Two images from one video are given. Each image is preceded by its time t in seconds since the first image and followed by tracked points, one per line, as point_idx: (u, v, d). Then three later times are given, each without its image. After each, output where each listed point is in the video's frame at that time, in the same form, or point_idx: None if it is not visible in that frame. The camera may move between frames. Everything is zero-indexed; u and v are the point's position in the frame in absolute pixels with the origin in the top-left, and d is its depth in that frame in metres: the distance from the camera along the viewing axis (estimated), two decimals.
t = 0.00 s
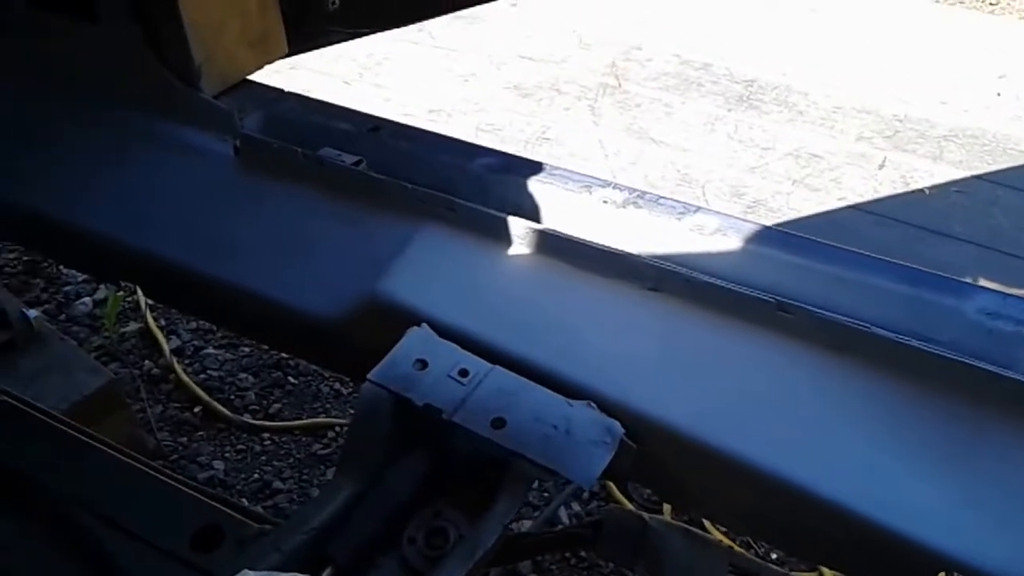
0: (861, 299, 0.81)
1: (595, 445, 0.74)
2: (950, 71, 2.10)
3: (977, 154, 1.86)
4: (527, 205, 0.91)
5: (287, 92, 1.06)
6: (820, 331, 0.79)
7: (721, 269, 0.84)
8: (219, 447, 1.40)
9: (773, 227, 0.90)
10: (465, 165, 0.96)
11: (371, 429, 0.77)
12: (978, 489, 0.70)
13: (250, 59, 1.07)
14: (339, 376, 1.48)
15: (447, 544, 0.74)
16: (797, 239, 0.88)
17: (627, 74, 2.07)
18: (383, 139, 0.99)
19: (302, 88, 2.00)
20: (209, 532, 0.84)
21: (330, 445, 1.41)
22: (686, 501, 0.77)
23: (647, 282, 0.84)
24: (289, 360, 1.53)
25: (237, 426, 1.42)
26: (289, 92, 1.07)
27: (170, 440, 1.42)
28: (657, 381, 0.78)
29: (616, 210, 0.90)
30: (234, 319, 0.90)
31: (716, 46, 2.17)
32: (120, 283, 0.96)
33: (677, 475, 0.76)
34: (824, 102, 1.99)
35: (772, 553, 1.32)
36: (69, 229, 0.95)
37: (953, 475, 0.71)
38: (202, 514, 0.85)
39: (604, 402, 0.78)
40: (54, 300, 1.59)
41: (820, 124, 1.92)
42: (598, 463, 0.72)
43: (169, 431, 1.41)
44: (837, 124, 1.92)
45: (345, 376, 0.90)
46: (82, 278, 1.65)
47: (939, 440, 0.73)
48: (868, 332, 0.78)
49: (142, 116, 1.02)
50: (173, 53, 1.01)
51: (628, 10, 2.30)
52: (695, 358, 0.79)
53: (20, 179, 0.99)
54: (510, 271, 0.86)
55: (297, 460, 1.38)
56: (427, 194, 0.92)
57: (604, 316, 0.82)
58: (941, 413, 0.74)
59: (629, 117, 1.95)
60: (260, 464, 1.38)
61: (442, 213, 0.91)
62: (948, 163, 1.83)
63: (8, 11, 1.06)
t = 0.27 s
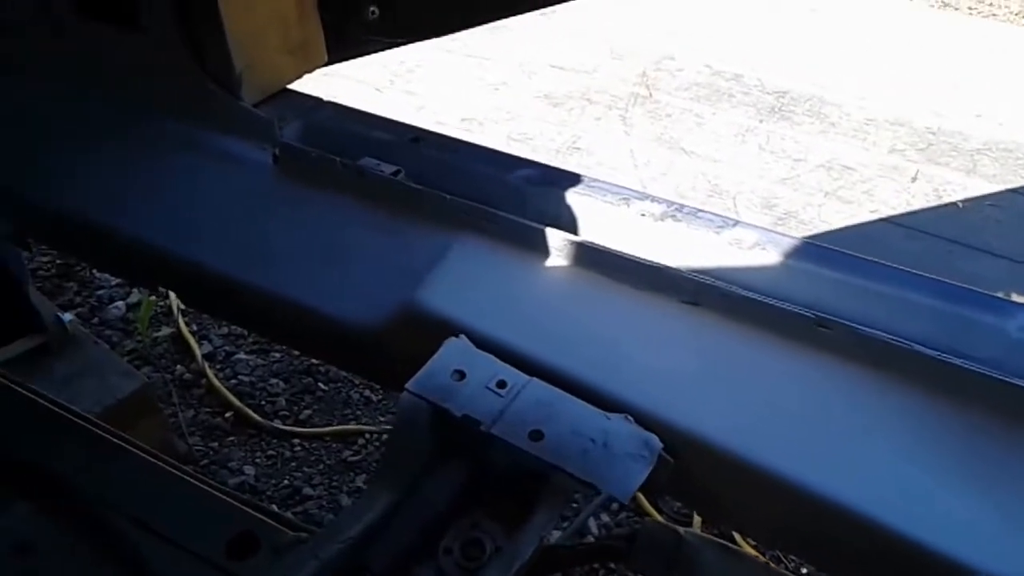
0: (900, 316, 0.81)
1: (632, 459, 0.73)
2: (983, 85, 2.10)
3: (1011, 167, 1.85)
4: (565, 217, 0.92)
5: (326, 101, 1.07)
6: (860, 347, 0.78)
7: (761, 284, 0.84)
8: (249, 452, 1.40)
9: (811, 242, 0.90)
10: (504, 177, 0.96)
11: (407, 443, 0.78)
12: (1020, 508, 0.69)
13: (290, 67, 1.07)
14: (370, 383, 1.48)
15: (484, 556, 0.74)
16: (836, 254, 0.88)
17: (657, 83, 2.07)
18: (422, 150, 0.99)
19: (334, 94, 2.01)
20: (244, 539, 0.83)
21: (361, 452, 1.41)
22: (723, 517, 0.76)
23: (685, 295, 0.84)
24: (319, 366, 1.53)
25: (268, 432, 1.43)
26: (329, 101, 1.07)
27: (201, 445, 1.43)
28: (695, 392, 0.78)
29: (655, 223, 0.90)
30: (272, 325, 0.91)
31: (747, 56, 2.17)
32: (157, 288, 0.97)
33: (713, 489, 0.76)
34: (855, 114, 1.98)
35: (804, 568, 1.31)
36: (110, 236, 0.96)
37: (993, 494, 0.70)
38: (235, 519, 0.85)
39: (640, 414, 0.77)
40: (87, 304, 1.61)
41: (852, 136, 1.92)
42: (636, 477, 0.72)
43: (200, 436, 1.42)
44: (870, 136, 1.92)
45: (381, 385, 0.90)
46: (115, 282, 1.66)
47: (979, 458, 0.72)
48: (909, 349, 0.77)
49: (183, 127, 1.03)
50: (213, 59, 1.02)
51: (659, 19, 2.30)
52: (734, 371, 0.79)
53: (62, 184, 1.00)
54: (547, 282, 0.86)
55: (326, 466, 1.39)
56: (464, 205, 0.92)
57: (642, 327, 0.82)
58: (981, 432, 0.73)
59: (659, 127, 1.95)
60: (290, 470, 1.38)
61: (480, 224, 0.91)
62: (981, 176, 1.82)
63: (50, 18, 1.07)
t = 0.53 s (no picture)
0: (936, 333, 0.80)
1: (666, 474, 0.73)
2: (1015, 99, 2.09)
3: None
4: (599, 229, 0.92)
5: (360, 110, 1.07)
6: (895, 365, 0.78)
7: (795, 299, 0.84)
8: (278, 459, 1.41)
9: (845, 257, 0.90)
10: (537, 189, 0.96)
11: (439, 453, 0.78)
12: None
13: (325, 78, 1.07)
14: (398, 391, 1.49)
15: (516, 567, 0.73)
16: (870, 270, 0.87)
17: (688, 94, 2.07)
18: (456, 160, 1.00)
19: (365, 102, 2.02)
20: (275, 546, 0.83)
21: (389, 460, 1.42)
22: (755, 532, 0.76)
23: (719, 310, 0.83)
24: (348, 373, 1.54)
25: (297, 438, 1.44)
26: (363, 111, 1.08)
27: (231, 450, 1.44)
28: (729, 408, 0.77)
29: (689, 236, 0.90)
30: (304, 332, 0.91)
31: (778, 68, 2.17)
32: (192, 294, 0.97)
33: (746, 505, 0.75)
34: (887, 128, 1.98)
35: None
36: (145, 242, 0.96)
37: None
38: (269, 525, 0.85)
39: (673, 429, 0.77)
40: (118, 308, 1.62)
41: (883, 149, 1.91)
42: (670, 492, 0.72)
43: (230, 441, 1.44)
44: (901, 149, 1.91)
45: (413, 395, 0.91)
46: (146, 287, 1.67)
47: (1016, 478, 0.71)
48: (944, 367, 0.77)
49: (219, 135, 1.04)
50: (248, 69, 1.03)
51: (690, 30, 2.30)
52: (769, 387, 0.78)
53: (97, 189, 1.01)
54: (582, 295, 0.86)
55: (354, 474, 1.40)
56: (499, 217, 0.92)
57: (676, 341, 0.82)
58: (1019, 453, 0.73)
59: (689, 137, 1.94)
60: (318, 477, 1.39)
61: (514, 235, 0.91)
62: (1014, 190, 1.80)
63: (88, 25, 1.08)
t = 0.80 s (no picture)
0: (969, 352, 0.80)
1: (697, 489, 0.74)
2: None
3: None
4: (630, 242, 0.92)
5: (394, 121, 1.08)
6: (928, 384, 0.77)
7: (826, 316, 0.83)
8: (305, 466, 1.42)
9: (876, 273, 0.89)
10: (568, 202, 0.96)
11: (469, 465, 0.79)
12: None
13: (360, 87, 1.08)
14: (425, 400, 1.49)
15: None
16: (901, 286, 0.87)
17: (716, 106, 2.07)
18: (487, 172, 1.00)
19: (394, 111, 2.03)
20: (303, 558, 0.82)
21: (415, 468, 1.42)
22: (784, 548, 0.75)
23: (750, 324, 0.83)
24: (374, 382, 1.54)
25: (324, 445, 1.45)
26: (396, 122, 1.08)
27: (257, 457, 1.45)
28: (759, 425, 0.77)
29: (720, 251, 0.90)
30: (336, 342, 0.92)
31: (807, 81, 2.17)
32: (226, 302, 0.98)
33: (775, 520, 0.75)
34: (917, 142, 1.97)
35: None
36: (178, 250, 0.98)
37: None
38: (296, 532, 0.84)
39: (704, 444, 0.77)
40: (147, 313, 1.63)
41: (911, 163, 1.91)
42: (700, 509, 0.72)
43: (257, 448, 1.44)
44: (930, 163, 1.91)
45: (443, 406, 0.91)
46: (175, 293, 1.68)
47: None
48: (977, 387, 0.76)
49: (253, 143, 1.05)
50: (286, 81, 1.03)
51: (718, 41, 2.30)
52: (801, 403, 0.78)
53: (132, 197, 1.02)
54: (613, 308, 0.86)
55: (380, 482, 1.40)
56: (529, 229, 0.93)
57: (707, 355, 0.82)
58: None
59: (717, 149, 1.94)
60: (345, 485, 1.40)
61: (545, 248, 0.92)
62: None
63: (125, 34, 1.09)
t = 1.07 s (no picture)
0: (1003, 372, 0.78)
1: (726, 507, 0.73)
2: None
3: None
4: (660, 257, 0.92)
5: (425, 133, 1.08)
6: (960, 404, 0.76)
7: (857, 334, 0.83)
8: (330, 475, 1.43)
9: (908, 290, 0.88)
10: (598, 216, 0.97)
11: (497, 479, 0.79)
12: None
13: (392, 99, 1.08)
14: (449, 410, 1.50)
15: None
16: (933, 304, 0.86)
17: (743, 119, 2.07)
18: (517, 185, 1.00)
19: (422, 121, 2.04)
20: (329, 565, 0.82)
21: (438, 479, 1.43)
22: (812, 566, 0.75)
23: (780, 341, 0.83)
24: (399, 392, 1.55)
25: (348, 454, 1.45)
26: (427, 134, 1.09)
27: (282, 464, 1.46)
28: (788, 442, 0.77)
29: (751, 266, 0.90)
30: (364, 353, 0.92)
31: (834, 95, 2.16)
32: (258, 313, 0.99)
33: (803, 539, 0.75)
34: (944, 158, 1.97)
35: None
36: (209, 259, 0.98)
37: None
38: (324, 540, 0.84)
39: (732, 461, 0.77)
40: (176, 320, 1.64)
41: (938, 179, 1.90)
42: (727, 527, 0.72)
43: (281, 455, 1.45)
44: (957, 179, 1.90)
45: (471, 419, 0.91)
46: (203, 299, 1.69)
47: None
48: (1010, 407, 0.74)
49: (284, 154, 1.05)
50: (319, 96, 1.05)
51: (745, 55, 2.30)
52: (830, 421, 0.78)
53: (163, 205, 1.04)
54: (642, 324, 0.87)
55: (404, 492, 1.41)
56: (558, 241, 0.93)
57: (736, 372, 0.82)
58: None
59: (743, 163, 1.94)
60: (368, 494, 1.41)
61: (574, 262, 0.92)
62: None
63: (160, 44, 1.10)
